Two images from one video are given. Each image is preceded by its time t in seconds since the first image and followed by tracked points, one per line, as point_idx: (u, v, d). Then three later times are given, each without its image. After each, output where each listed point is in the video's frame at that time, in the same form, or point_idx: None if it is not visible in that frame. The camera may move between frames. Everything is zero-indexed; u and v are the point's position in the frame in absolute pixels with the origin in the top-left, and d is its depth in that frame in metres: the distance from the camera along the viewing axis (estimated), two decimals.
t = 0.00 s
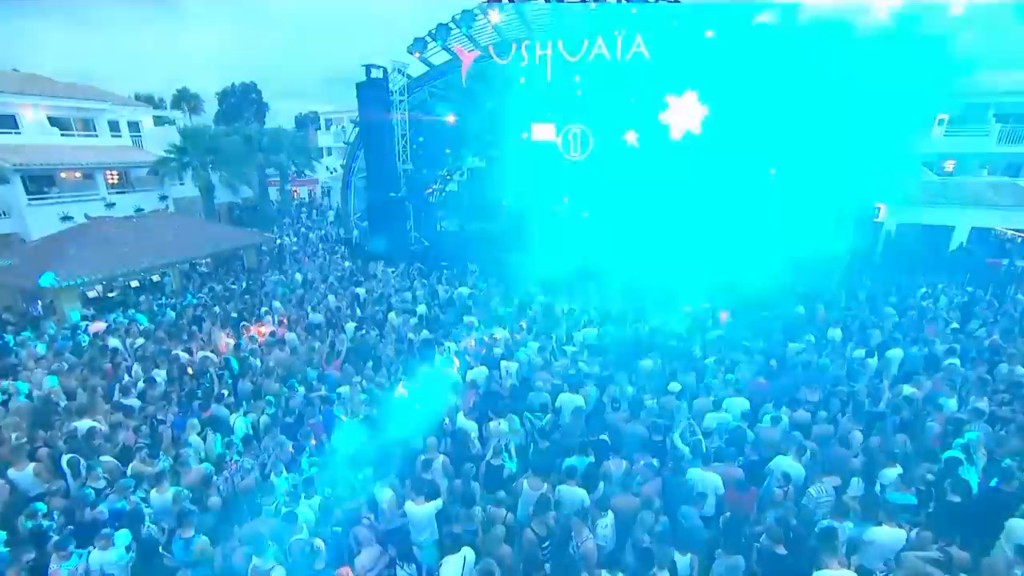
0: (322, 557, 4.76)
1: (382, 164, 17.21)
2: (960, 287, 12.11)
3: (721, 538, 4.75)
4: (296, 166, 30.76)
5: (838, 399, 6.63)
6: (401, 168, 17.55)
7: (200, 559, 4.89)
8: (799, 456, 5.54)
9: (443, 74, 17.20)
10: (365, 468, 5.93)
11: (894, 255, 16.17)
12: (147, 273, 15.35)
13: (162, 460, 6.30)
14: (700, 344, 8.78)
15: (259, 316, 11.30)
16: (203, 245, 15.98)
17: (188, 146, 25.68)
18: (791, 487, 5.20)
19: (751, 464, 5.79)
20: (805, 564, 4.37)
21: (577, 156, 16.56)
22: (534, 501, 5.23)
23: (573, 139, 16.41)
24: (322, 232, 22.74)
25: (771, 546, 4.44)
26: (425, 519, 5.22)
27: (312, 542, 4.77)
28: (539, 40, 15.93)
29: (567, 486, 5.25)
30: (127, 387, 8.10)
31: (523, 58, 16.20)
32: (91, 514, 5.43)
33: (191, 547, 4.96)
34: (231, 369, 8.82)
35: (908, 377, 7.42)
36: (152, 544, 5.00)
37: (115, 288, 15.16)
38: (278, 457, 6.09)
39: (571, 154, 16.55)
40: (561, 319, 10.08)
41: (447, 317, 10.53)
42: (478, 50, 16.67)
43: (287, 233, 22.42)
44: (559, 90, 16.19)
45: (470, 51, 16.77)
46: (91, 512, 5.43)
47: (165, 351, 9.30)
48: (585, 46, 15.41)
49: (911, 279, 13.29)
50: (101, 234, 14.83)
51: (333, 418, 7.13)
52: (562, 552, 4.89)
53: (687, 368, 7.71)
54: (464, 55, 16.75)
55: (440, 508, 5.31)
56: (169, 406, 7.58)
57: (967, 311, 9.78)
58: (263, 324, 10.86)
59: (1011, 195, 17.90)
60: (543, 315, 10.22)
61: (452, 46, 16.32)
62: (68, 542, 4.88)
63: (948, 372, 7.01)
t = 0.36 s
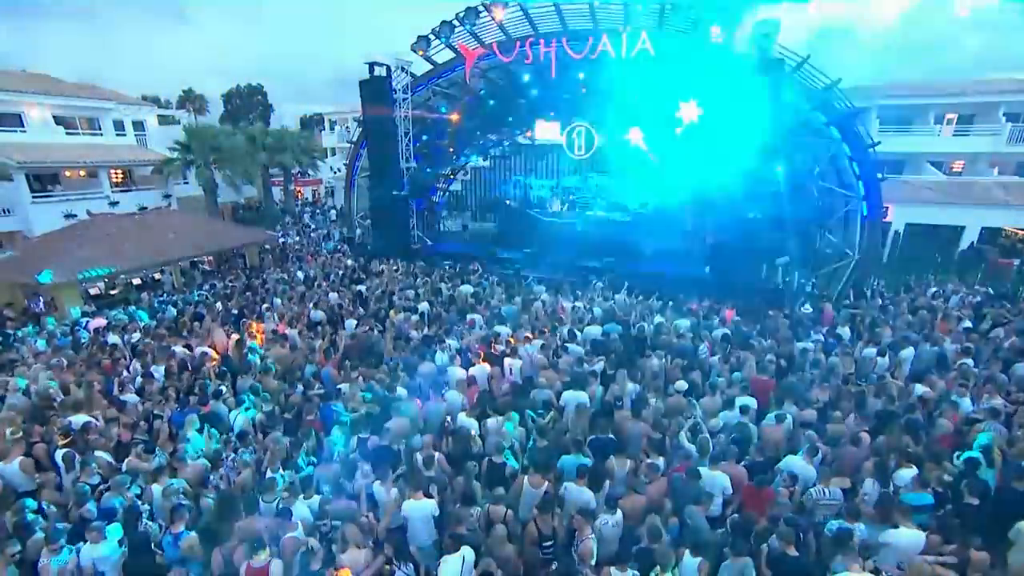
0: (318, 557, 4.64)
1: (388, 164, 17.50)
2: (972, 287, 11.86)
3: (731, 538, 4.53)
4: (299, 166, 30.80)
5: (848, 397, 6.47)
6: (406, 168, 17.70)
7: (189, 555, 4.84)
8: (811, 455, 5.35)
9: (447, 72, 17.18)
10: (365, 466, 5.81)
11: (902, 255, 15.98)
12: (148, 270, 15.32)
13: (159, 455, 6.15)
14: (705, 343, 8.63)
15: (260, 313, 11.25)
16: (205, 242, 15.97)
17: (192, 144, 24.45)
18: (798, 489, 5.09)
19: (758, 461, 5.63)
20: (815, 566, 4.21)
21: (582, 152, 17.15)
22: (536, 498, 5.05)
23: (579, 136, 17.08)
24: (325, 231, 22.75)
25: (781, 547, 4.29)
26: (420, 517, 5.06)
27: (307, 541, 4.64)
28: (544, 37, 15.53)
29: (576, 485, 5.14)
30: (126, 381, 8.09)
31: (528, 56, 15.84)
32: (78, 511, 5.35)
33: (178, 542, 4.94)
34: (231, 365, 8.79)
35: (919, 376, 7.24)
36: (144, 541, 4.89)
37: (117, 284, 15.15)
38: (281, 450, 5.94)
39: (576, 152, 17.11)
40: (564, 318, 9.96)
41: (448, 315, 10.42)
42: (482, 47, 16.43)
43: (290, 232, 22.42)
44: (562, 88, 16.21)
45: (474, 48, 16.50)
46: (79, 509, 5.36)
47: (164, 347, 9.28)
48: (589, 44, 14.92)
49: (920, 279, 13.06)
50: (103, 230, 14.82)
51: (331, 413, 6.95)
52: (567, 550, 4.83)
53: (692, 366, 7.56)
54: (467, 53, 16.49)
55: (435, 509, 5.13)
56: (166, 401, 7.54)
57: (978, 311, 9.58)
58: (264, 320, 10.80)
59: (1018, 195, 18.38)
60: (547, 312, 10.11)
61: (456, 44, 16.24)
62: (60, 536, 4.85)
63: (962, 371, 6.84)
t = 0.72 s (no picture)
0: (316, 555, 4.52)
1: (392, 162, 17.32)
2: (988, 286, 11.58)
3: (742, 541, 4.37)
4: (305, 166, 30.80)
5: (863, 396, 6.27)
6: (410, 166, 17.61)
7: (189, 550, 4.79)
8: (824, 454, 5.17)
9: (452, 70, 17.04)
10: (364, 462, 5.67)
11: (915, 255, 15.71)
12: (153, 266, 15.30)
13: (156, 450, 6.02)
14: (714, 340, 8.45)
15: (262, 310, 11.17)
16: (209, 240, 15.94)
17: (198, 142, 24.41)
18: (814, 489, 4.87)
19: (769, 461, 5.44)
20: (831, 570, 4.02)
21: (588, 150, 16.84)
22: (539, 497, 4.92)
23: (585, 135, 16.68)
24: (331, 230, 22.71)
25: (795, 549, 4.08)
26: (416, 514, 4.98)
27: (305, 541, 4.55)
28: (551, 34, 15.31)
29: (581, 483, 5.00)
30: (126, 376, 8.02)
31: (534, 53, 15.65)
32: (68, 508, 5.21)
33: (176, 537, 4.82)
34: (232, 361, 8.70)
35: (937, 375, 7.02)
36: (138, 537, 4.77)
37: (122, 280, 15.14)
38: (279, 446, 5.80)
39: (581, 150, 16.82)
40: (570, 315, 9.79)
41: (452, 312, 10.29)
42: (487, 45, 16.19)
43: (295, 230, 22.39)
44: (568, 86, 16.16)
45: (480, 46, 16.29)
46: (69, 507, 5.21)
47: (165, 343, 9.21)
48: (596, 40, 14.72)
49: (934, 279, 12.80)
50: (108, 226, 14.80)
51: (331, 409, 6.79)
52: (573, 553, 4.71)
53: (701, 363, 7.39)
54: (473, 51, 16.32)
55: (430, 508, 5.00)
56: (166, 396, 7.45)
57: (995, 310, 9.34)
58: (267, 316, 10.71)
59: None
60: (552, 310, 9.97)
61: (461, 41, 16.06)
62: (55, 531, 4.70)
63: (982, 370, 6.61)
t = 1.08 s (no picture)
0: (317, 554, 4.40)
1: (399, 160, 17.21)
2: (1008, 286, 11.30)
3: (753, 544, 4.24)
4: (312, 165, 30.82)
5: (883, 395, 6.06)
6: (417, 165, 17.51)
7: (185, 546, 4.65)
8: (837, 454, 4.99)
9: (460, 68, 16.77)
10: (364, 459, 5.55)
11: (930, 255, 15.42)
12: (160, 263, 15.28)
13: (155, 443, 5.94)
14: (726, 339, 8.25)
15: (267, 306, 11.11)
16: (216, 236, 15.92)
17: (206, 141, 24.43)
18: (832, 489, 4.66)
19: (784, 462, 5.26)
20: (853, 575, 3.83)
21: (596, 149, 16.70)
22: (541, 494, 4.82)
23: (594, 133, 16.56)
24: (337, 228, 22.69)
25: (816, 553, 3.88)
26: (415, 509, 4.78)
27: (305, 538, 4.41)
28: (558, 31, 14.92)
29: (589, 482, 4.85)
30: (129, 370, 7.95)
31: (542, 50, 15.30)
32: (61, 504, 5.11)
33: (185, 532, 4.67)
34: (237, 357, 8.61)
35: (960, 375, 6.80)
36: (134, 532, 4.67)
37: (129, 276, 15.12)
38: (278, 442, 5.69)
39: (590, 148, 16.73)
40: (578, 313, 9.64)
41: (458, 309, 10.14)
42: (495, 42, 16.01)
43: (302, 229, 22.38)
44: (577, 83, 16.03)
45: (487, 43, 16.12)
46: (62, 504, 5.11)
47: (169, 338, 9.13)
48: (605, 37, 14.35)
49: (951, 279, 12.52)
50: (114, 222, 14.78)
51: (333, 405, 6.66)
52: (579, 555, 4.58)
53: (714, 362, 7.22)
54: (481, 48, 16.14)
55: (428, 505, 4.78)
56: (168, 391, 7.37)
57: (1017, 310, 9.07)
58: (271, 312, 10.62)
59: None
60: (560, 308, 9.82)
61: (469, 39, 15.97)
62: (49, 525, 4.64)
63: (1006, 370, 6.39)
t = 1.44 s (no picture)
0: (314, 546, 4.18)
1: (407, 159, 17.12)
2: None
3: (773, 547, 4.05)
4: (321, 166, 30.87)
5: (908, 396, 5.82)
6: (426, 163, 17.44)
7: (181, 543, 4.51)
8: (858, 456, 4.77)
9: (469, 66, 16.63)
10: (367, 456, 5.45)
11: (949, 257, 15.10)
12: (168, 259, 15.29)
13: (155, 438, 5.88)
14: (740, 338, 8.03)
15: (273, 303, 11.03)
16: (223, 234, 15.90)
17: (216, 140, 24.48)
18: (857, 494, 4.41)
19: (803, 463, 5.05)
20: None
21: (606, 147, 16.56)
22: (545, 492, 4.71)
23: (604, 131, 16.44)
24: (345, 228, 22.67)
25: (842, 561, 3.65)
26: (415, 506, 4.69)
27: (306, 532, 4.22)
28: (569, 29, 14.79)
29: (599, 481, 4.73)
30: (132, 365, 7.91)
31: (552, 48, 15.18)
32: (58, 497, 5.03)
33: (187, 526, 4.55)
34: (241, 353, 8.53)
35: (987, 377, 6.54)
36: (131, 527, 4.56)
37: (136, 273, 15.14)
38: (281, 438, 5.57)
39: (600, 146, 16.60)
40: (588, 311, 9.47)
41: (466, 306, 9.99)
42: (505, 41, 15.74)
43: (309, 228, 22.37)
44: (587, 82, 15.91)
45: (497, 41, 15.86)
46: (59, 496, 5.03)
47: (173, 333, 9.06)
48: (615, 34, 14.11)
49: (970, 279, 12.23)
50: (122, 219, 14.80)
51: (338, 403, 6.53)
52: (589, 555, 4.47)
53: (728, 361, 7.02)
54: (491, 46, 15.92)
55: (429, 503, 4.70)
56: (171, 386, 7.28)
57: None
58: (277, 309, 10.53)
59: None
60: (569, 306, 9.66)
61: (479, 37, 15.71)
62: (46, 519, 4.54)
63: None
